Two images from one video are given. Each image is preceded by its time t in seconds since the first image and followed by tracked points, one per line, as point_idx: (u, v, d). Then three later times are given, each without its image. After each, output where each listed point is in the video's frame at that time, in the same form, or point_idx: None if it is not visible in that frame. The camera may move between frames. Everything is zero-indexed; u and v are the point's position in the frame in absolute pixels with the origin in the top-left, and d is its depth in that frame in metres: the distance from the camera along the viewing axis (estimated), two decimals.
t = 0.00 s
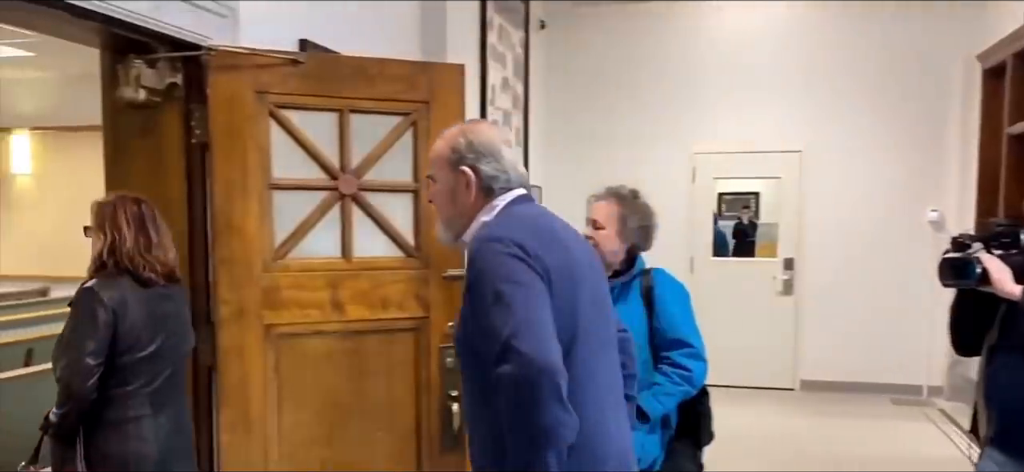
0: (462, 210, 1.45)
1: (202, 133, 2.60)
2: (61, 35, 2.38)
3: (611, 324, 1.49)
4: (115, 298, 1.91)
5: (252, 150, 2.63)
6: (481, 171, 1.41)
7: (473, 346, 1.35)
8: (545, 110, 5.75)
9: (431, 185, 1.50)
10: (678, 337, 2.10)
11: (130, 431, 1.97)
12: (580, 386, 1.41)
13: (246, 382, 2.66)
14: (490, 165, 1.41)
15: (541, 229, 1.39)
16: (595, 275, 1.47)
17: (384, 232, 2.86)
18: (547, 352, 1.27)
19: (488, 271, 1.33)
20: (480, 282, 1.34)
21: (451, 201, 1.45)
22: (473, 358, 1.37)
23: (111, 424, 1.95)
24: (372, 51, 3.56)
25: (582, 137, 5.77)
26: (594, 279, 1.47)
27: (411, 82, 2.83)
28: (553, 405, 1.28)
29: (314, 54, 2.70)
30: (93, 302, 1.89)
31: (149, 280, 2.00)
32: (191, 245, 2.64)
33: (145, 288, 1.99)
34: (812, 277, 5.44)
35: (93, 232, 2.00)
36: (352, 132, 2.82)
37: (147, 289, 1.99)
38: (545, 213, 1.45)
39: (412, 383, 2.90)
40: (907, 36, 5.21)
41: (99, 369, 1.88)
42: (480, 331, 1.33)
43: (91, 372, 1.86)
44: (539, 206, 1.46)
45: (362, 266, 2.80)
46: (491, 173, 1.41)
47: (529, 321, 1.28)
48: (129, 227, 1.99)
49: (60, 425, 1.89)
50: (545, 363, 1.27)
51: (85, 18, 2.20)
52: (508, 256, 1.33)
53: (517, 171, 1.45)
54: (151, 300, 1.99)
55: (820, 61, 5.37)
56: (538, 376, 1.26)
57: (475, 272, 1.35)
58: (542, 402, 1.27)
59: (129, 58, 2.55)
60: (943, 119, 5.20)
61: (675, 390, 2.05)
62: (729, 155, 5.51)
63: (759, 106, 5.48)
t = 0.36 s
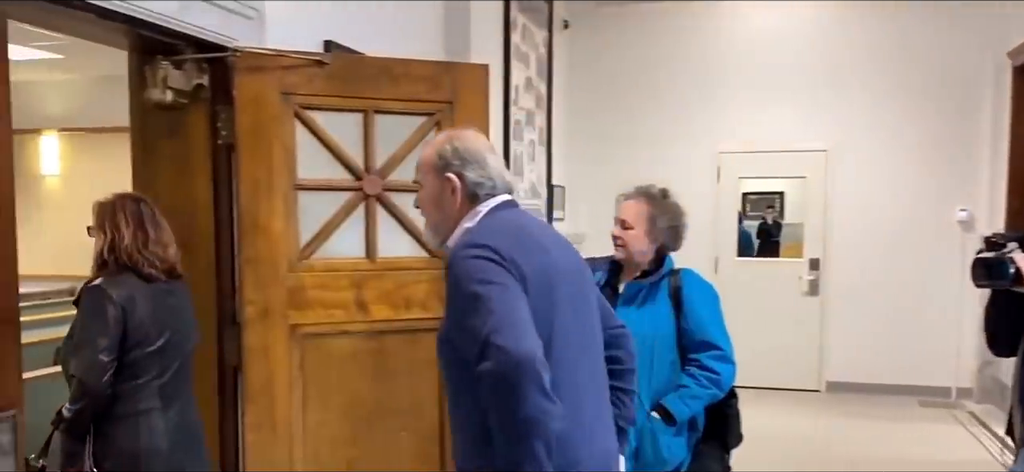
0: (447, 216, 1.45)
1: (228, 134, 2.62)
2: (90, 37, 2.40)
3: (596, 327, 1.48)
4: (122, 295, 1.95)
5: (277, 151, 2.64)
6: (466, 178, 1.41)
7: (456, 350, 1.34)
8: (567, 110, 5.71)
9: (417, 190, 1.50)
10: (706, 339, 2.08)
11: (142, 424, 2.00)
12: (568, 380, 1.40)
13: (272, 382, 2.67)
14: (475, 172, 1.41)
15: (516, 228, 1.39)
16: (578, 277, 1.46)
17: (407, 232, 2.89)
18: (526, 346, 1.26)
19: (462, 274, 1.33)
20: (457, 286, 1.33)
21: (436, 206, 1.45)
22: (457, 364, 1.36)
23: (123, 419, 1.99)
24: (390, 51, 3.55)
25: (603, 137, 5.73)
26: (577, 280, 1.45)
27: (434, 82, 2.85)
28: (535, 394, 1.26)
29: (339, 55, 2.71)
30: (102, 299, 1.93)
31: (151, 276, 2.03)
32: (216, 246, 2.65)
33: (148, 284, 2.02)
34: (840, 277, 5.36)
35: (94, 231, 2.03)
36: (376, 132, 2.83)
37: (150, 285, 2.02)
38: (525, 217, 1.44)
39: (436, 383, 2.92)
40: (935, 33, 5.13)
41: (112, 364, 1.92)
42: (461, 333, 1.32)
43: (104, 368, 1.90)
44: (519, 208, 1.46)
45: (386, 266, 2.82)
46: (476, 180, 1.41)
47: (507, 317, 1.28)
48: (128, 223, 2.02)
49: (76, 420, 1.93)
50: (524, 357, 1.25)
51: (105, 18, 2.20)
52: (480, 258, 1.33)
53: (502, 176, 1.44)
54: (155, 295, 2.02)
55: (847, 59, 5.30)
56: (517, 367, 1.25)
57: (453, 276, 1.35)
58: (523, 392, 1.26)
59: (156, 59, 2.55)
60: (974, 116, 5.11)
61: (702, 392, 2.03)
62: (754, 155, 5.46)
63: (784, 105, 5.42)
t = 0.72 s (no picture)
0: (437, 217, 1.43)
1: (244, 134, 2.62)
2: (109, 38, 2.41)
3: (582, 320, 1.45)
4: (126, 296, 2.00)
5: (293, 151, 2.65)
6: (455, 178, 1.39)
7: (441, 352, 1.33)
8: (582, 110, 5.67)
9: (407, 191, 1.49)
10: (723, 340, 2.06)
11: (147, 422, 2.05)
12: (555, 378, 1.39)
13: (288, 381, 2.68)
14: (463, 173, 1.39)
15: (500, 229, 1.37)
16: (564, 273, 1.43)
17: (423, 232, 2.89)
18: (508, 349, 1.25)
19: (445, 276, 1.31)
20: (440, 290, 1.31)
21: (424, 206, 1.43)
22: (443, 366, 1.35)
23: (129, 417, 2.03)
24: (400, 52, 3.53)
25: (621, 138, 5.70)
26: (563, 277, 1.42)
27: (450, 83, 2.86)
28: (518, 395, 1.25)
29: (355, 55, 2.71)
30: (106, 300, 1.98)
31: (150, 276, 2.07)
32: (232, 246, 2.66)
33: (148, 283, 2.07)
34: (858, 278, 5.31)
35: (93, 234, 2.08)
36: (392, 132, 2.83)
37: (150, 284, 2.07)
38: (508, 215, 1.41)
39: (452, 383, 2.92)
40: (955, 32, 5.08)
41: (118, 364, 1.97)
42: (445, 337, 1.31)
43: (111, 367, 1.95)
44: (506, 207, 1.43)
45: (402, 266, 2.82)
46: (464, 181, 1.39)
47: (488, 320, 1.26)
48: (125, 224, 2.07)
49: (83, 419, 1.96)
50: (506, 360, 1.24)
51: (121, 18, 2.19)
52: (462, 260, 1.31)
53: (490, 176, 1.43)
54: (156, 294, 2.07)
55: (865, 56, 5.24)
56: (499, 369, 1.24)
57: (435, 280, 1.33)
58: (506, 393, 1.25)
59: (173, 60, 2.58)
60: (994, 116, 5.07)
61: (719, 394, 2.02)
62: (770, 155, 5.43)
63: (801, 106, 5.38)
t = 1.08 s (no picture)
0: (422, 210, 1.54)
1: (268, 134, 2.63)
2: (133, 39, 2.43)
3: (557, 314, 1.54)
4: (125, 302, 2.11)
5: (316, 151, 2.65)
6: (439, 173, 1.50)
7: (420, 346, 1.42)
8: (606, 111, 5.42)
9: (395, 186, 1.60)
10: (747, 341, 2.03)
11: (150, 423, 2.18)
12: (527, 370, 1.48)
13: (311, 381, 2.69)
14: (447, 168, 1.50)
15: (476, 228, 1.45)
16: (540, 270, 1.52)
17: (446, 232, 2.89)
18: (481, 344, 1.33)
19: (424, 273, 1.39)
20: (419, 286, 1.40)
21: (410, 201, 1.54)
22: (422, 359, 1.44)
23: (133, 418, 2.16)
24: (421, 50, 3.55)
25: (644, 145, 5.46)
26: (539, 274, 1.51)
27: (473, 82, 2.85)
28: (489, 390, 1.34)
29: (378, 55, 2.71)
30: (108, 307, 2.10)
31: (148, 280, 2.18)
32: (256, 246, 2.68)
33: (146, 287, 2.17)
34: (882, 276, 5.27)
35: (93, 241, 2.21)
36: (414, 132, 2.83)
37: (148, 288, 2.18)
38: (487, 214, 1.50)
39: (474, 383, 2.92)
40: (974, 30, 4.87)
41: (120, 369, 2.09)
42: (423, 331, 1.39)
43: (113, 372, 2.07)
44: (485, 205, 1.52)
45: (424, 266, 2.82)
46: (448, 175, 1.50)
47: (463, 316, 1.34)
48: (121, 229, 2.19)
49: (89, 422, 2.09)
50: (478, 355, 1.33)
51: (146, 20, 2.21)
52: (440, 259, 1.40)
53: (475, 174, 1.54)
54: (156, 299, 2.18)
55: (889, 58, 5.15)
56: (471, 364, 1.33)
57: (415, 277, 1.41)
58: (477, 387, 1.33)
59: (197, 61, 2.61)
60: None
61: (743, 397, 2.00)
62: (795, 154, 5.37)
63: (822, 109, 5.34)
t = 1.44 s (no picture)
0: (412, 200, 1.62)
1: (288, 134, 2.64)
2: (155, 40, 2.44)
3: (541, 309, 1.60)
4: (118, 310, 2.31)
5: (336, 150, 2.65)
6: (429, 164, 1.58)
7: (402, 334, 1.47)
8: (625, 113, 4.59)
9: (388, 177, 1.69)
10: (767, 342, 2.00)
11: (142, 423, 2.41)
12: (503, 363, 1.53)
13: (331, 379, 2.70)
14: (438, 160, 1.58)
15: (460, 223, 1.50)
16: (524, 264, 1.56)
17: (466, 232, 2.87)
18: (455, 334, 1.38)
19: (407, 262, 1.45)
20: (402, 274, 1.45)
21: (401, 191, 1.63)
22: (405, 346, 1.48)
23: (127, 418, 2.39)
24: (439, 50, 3.59)
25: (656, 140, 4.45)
26: (524, 268, 1.56)
27: (492, 81, 2.84)
28: (463, 381, 1.38)
29: (397, 55, 2.71)
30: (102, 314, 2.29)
31: (139, 285, 2.40)
32: (278, 246, 2.69)
33: (138, 292, 2.39)
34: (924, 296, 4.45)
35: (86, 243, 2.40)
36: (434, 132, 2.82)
37: (140, 293, 2.39)
38: (475, 208, 1.55)
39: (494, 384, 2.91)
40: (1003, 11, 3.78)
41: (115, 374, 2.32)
42: (404, 320, 1.44)
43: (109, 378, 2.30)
44: (472, 200, 1.57)
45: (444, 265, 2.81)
46: (438, 168, 1.58)
47: (440, 306, 1.39)
48: (112, 233, 2.40)
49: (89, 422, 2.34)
50: (452, 344, 1.37)
51: (168, 20, 2.22)
52: (423, 249, 1.45)
53: (465, 165, 1.61)
54: (147, 306, 2.39)
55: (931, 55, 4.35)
56: (446, 355, 1.37)
57: (399, 266, 1.47)
58: (451, 378, 1.37)
59: (218, 61, 2.61)
60: None
61: (762, 397, 1.98)
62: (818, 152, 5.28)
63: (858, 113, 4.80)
